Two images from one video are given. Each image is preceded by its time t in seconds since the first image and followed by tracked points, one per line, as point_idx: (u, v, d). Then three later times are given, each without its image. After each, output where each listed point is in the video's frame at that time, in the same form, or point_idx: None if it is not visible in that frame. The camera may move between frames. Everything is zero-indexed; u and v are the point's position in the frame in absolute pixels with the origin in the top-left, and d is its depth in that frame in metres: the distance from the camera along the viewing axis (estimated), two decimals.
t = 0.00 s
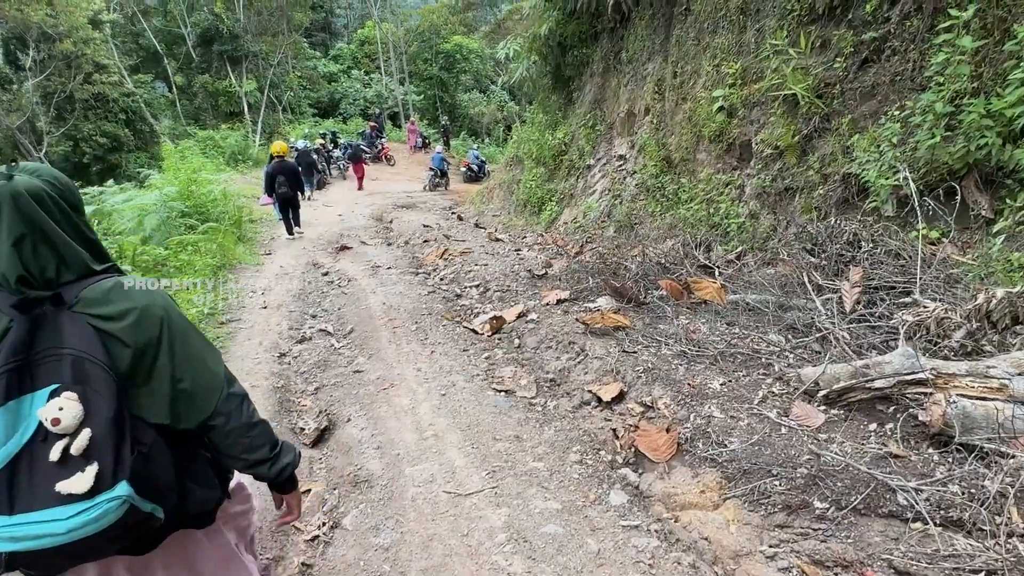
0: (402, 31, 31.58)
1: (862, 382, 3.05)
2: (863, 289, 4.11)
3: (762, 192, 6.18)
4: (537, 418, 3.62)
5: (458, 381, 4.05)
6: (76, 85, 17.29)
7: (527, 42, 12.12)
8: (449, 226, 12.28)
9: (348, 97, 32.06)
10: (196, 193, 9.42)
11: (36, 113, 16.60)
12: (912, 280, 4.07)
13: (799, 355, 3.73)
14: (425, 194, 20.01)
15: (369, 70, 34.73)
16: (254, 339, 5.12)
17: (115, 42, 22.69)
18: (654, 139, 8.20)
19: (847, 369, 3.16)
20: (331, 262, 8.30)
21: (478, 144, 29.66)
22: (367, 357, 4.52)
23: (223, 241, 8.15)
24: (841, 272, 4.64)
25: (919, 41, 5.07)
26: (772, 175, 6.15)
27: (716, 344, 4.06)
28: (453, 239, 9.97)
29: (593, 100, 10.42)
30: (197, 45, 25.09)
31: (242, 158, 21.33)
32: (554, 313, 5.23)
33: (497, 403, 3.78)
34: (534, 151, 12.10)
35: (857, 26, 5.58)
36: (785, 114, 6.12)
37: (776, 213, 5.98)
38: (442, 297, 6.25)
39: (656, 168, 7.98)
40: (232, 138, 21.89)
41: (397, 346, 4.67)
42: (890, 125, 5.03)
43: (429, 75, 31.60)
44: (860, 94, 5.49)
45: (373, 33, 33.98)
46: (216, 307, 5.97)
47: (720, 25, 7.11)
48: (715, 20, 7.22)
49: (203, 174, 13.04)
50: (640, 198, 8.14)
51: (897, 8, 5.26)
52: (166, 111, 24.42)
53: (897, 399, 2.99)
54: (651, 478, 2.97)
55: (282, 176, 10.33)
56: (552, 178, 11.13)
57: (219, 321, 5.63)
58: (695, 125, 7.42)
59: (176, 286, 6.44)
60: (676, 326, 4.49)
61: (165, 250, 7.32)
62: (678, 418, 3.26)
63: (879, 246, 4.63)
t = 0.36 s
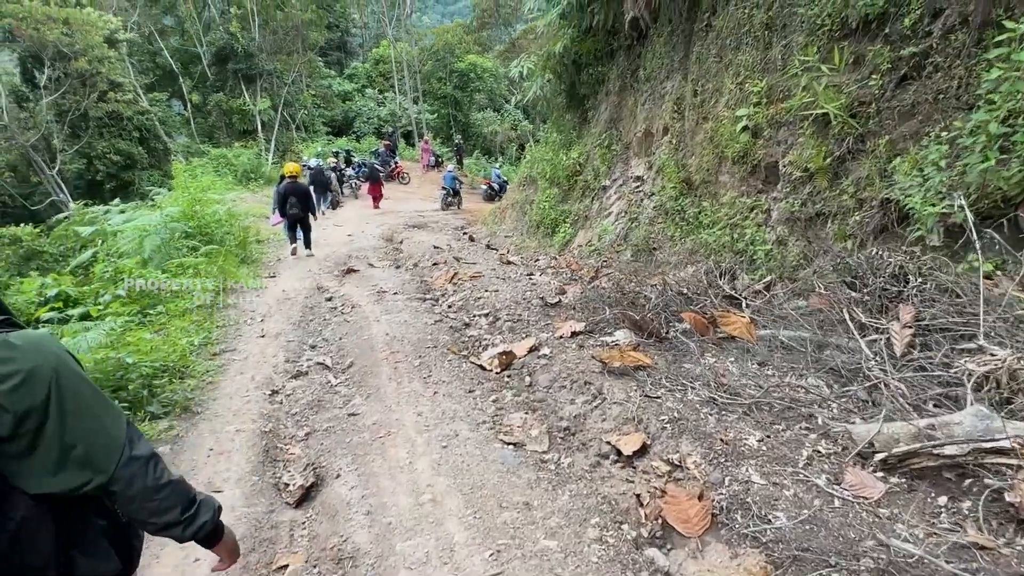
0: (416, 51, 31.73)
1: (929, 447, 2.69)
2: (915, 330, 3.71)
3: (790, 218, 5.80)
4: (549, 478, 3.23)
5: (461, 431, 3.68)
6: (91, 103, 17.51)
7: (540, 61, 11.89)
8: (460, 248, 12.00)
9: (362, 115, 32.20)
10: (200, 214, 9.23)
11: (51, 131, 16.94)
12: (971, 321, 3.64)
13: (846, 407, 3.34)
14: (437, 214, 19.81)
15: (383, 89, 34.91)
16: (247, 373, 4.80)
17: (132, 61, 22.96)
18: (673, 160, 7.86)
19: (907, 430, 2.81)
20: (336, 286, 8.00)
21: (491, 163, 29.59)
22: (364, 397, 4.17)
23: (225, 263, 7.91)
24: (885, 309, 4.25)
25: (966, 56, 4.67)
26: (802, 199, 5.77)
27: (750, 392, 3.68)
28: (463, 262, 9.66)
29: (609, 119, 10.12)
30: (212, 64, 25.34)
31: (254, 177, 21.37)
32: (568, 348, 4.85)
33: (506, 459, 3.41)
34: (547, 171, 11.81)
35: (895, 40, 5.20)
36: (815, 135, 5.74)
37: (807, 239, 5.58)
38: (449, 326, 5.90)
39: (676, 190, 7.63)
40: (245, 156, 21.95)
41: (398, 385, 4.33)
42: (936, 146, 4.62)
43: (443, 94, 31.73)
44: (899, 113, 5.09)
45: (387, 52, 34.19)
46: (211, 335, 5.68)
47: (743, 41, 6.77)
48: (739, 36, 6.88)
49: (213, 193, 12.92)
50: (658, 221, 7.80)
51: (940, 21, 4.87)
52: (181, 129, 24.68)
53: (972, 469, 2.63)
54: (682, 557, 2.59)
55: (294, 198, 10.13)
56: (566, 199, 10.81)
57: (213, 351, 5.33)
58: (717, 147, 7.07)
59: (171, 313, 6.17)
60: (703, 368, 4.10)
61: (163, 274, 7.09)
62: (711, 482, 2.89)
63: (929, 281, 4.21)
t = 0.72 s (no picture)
0: (436, 73, 31.88)
1: None
2: (1001, 386, 3.13)
3: (832, 248, 5.32)
4: (570, 565, 2.78)
5: (465, 495, 3.24)
6: (110, 124, 18.21)
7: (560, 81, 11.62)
8: (475, 273, 11.64)
9: (380, 137, 32.39)
10: (207, 237, 9.04)
11: (70, 150, 17.83)
12: None
13: (923, 481, 2.83)
14: (453, 236, 19.55)
15: (402, 111, 35.14)
16: (235, 412, 4.43)
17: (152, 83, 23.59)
18: (701, 184, 7.43)
19: (1016, 521, 2.32)
20: (343, 313, 7.64)
21: (509, 186, 29.46)
22: (360, 447, 3.73)
23: (227, 288, 7.63)
24: (958, 357, 3.69)
25: None
26: (845, 228, 5.27)
27: (802, 455, 3.18)
28: (478, 288, 9.28)
29: (630, 141, 9.76)
30: (232, 85, 25.85)
31: (270, 197, 21.54)
32: (589, 390, 4.38)
33: (517, 535, 2.96)
34: (566, 195, 11.46)
35: (952, 55, 4.68)
36: (859, 158, 5.25)
37: (853, 271, 5.07)
38: (459, 361, 5.47)
39: (703, 216, 7.20)
40: (262, 177, 22.11)
41: (398, 432, 3.90)
42: (1005, 171, 4.07)
43: (462, 116, 31.89)
44: (956, 134, 4.56)
45: (406, 74, 34.41)
46: (203, 367, 5.34)
47: (777, 59, 6.33)
48: (772, 53, 6.43)
49: (227, 214, 12.81)
50: (684, 248, 7.42)
51: (1005, 32, 4.34)
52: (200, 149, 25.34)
53: None
54: None
55: (301, 222, 9.69)
56: (585, 224, 10.40)
57: (202, 385, 4.98)
58: (749, 170, 6.60)
59: (164, 341, 5.88)
60: (745, 424, 3.62)
61: (161, 300, 6.83)
62: None
63: (1007, 325, 3.66)
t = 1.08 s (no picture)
0: (454, 97, 31.92)
1: None
2: None
3: (893, 279, 4.70)
4: None
5: None
6: (126, 144, 19.12)
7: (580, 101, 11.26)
8: (491, 299, 11.14)
9: (398, 161, 32.46)
10: (210, 260, 8.71)
11: (86, 170, 18.68)
12: None
13: None
14: (469, 260, 19.13)
15: (420, 134, 35.26)
16: (214, 462, 3.93)
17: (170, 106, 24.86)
18: (735, 207, 6.88)
19: None
20: (348, 343, 7.14)
21: (526, 210, 29.15)
22: (353, 513, 3.21)
23: (225, 314, 7.21)
24: None
25: None
26: (908, 256, 4.65)
27: (898, 543, 2.56)
28: (493, 315, 8.78)
29: (656, 163, 9.27)
30: (250, 108, 26.63)
31: (284, 219, 21.55)
32: (620, 440, 3.81)
33: None
34: (587, 218, 10.97)
35: None
36: (924, 178, 4.63)
37: (921, 305, 4.43)
38: (471, 400, 4.92)
39: (739, 241, 6.63)
40: (276, 199, 22.35)
41: (395, 495, 3.36)
42: None
43: (479, 140, 31.86)
44: None
45: (424, 98, 34.55)
46: (187, 403, 4.89)
47: (822, 71, 5.79)
48: (817, 65, 5.88)
49: (238, 236, 12.57)
50: (718, 275, 6.85)
51: None
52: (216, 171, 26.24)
53: None
54: None
55: (306, 238, 10.11)
56: (607, 249, 9.88)
57: (184, 426, 4.51)
58: (793, 192, 6.01)
59: (150, 374, 5.47)
60: (814, 492, 3.01)
61: (152, 328, 6.45)
62: None
63: None
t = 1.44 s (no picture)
0: (465, 123, 31.95)
1: None
2: None
3: (965, 313, 4.09)
4: None
5: None
6: (133, 167, 19.37)
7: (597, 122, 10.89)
8: (503, 328, 10.63)
9: (408, 185, 32.32)
10: (205, 286, 8.29)
11: (93, 194, 18.89)
12: None
13: None
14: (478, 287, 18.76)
15: (430, 159, 35.21)
16: (181, 524, 3.47)
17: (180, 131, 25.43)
18: (771, 232, 6.35)
19: None
20: (349, 376, 6.60)
21: (537, 235, 28.77)
22: None
23: (216, 344, 6.73)
24: None
25: None
26: (984, 287, 4.02)
27: None
28: (505, 346, 8.25)
29: (678, 185, 8.80)
30: (260, 131, 26.98)
31: (291, 244, 21.62)
32: (659, 505, 3.23)
33: None
34: (604, 244, 10.50)
35: None
36: (998, 198, 4.05)
37: (1004, 344, 3.79)
38: (481, 447, 4.35)
39: (776, 269, 6.08)
40: (283, 224, 22.29)
41: None
42: None
43: (490, 165, 31.77)
44: None
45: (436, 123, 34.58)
46: (162, 448, 4.39)
47: (869, 84, 5.29)
48: (862, 78, 5.40)
49: (240, 261, 12.19)
50: (752, 306, 6.32)
51: None
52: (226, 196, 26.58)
53: None
54: None
55: (308, 263, 9.72)
56: (626, 276, 9.35)
57: (154, 478, 4.01)
58: (838, 215, 5.47)
59: (125, 414, 4.99)
60: None
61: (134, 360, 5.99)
62: None
63: None
